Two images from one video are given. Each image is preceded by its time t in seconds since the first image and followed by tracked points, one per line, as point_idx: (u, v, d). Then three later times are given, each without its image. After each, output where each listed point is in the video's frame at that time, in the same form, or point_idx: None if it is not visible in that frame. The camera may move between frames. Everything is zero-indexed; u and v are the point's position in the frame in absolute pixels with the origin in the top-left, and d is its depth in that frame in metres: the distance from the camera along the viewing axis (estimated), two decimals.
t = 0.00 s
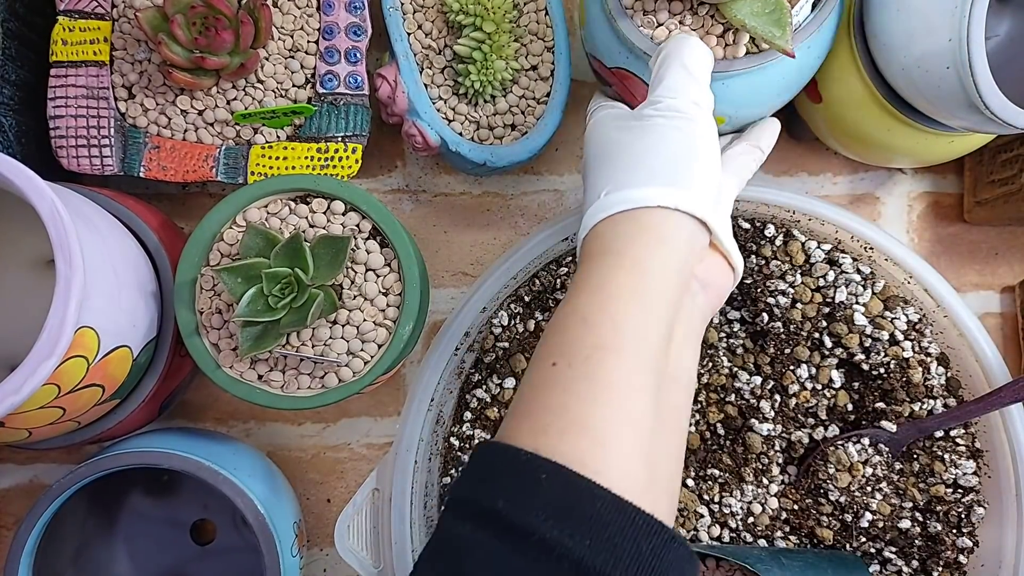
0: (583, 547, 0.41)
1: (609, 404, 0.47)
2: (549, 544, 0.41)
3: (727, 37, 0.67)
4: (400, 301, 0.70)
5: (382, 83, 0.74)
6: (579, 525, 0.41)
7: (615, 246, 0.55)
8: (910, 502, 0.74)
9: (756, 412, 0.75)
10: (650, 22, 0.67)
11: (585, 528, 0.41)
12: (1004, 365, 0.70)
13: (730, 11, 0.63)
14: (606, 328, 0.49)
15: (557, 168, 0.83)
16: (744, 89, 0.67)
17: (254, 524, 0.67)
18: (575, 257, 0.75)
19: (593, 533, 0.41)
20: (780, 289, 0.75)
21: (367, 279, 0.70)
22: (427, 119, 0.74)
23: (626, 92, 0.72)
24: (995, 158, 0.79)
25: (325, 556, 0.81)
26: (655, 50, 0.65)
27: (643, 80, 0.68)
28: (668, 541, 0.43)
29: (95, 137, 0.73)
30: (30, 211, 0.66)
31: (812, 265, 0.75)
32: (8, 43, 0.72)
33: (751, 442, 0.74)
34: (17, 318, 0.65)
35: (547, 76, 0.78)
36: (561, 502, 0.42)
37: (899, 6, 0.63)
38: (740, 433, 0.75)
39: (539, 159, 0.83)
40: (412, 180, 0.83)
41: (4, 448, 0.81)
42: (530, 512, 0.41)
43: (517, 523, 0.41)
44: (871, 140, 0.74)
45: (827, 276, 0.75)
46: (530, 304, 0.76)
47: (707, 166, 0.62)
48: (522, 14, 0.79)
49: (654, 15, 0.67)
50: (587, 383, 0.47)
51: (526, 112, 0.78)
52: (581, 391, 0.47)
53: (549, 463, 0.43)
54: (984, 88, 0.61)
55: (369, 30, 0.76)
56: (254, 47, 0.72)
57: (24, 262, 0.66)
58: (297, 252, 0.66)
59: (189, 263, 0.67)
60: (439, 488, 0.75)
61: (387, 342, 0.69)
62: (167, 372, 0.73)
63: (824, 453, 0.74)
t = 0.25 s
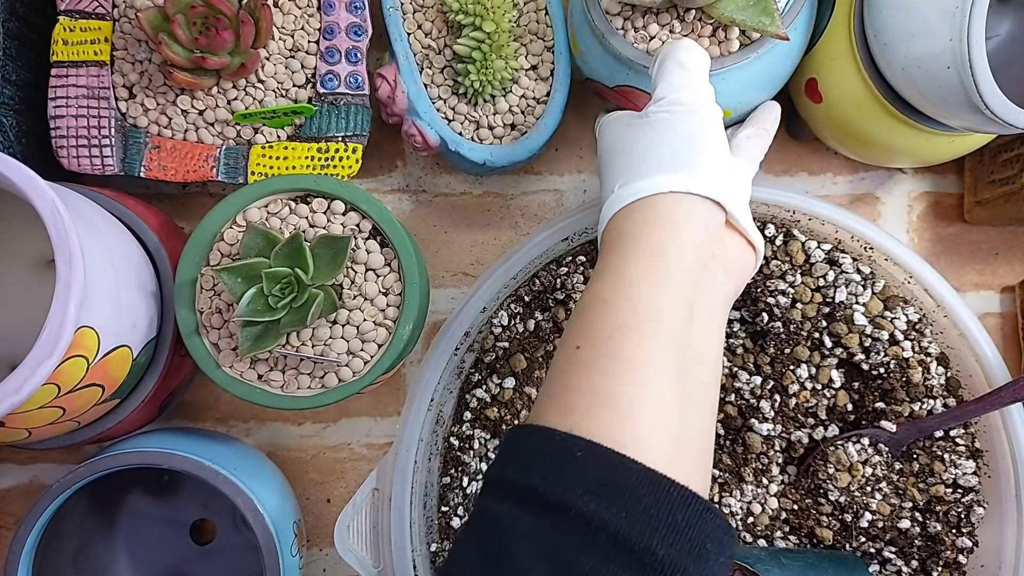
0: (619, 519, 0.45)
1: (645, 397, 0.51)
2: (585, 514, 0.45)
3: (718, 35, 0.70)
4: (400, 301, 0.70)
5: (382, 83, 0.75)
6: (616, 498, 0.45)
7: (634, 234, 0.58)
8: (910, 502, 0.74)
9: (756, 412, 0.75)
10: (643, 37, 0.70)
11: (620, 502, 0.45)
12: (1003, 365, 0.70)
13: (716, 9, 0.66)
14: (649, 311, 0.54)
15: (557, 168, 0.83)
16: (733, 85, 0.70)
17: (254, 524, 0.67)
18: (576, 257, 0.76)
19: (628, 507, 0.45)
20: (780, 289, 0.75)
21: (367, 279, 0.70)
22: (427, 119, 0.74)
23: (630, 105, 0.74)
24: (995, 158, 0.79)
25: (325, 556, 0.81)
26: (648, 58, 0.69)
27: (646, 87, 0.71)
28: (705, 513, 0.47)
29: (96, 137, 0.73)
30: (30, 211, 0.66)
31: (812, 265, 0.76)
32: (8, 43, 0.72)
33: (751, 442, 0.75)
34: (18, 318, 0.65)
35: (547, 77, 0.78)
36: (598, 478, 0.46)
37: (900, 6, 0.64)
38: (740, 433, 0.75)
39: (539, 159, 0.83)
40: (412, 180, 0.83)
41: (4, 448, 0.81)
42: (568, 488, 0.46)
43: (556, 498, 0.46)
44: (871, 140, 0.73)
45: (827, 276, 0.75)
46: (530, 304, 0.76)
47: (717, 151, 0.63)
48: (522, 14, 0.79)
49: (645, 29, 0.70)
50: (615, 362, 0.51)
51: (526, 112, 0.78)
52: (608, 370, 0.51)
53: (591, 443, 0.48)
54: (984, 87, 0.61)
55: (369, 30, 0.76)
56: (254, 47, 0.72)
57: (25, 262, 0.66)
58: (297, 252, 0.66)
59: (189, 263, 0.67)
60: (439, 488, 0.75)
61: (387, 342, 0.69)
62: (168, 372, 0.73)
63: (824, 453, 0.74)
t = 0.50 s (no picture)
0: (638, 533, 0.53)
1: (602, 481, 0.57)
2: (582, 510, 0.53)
3: (726, 59, 0.73)
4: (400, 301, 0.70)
5: (382, 83, 0.75)
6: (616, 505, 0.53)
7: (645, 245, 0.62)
8: (909, 501, 0.74)
9: (755, 412, 0.75)
10: (656, 55, 0.72)
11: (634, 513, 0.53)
12: (1002, 364, 0.70)
13: (734, 38, 0.68)
14: (652, 398, 0.61)
15: (557, 168, 0.84)
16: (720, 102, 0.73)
17: (255, 523, 0.68)
18: (575, 257, 0.76)
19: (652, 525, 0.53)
20: (779, 289, 0.75)
21: (367, 279, 0.71)
22: (427, 119, 0.75)
23: (636, 117, 0.76)
24: (993, 158, 0.80)
25: (325, 555, 0.81)
26: (657, 74, 0.70)
27: (653, 103, 0.73)
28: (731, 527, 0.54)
29: (97, 137, 0.73)
30: (31, 211, 0.66)
31: (811, 265, 0.76)
32: (9, 44, 0.72)
33: (750, 442, 0.75)
34: (19, 318, 0.65)
35: (547, 78, 0.78)
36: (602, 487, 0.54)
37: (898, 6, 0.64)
38: (739, 433, 0.76)
39: (539, 159, 0.84)
40: (412, 180, 0.83)
41: (5, 448, 0.81)
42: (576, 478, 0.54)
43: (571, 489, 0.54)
44: (870, 140, 0.74)
45: (826, 277, 0.75)
46: (530, 304, 0.76)
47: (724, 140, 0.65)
48: (521, 14, 0.79)
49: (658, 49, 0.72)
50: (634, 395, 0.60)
51: (526, 113, 0.78)
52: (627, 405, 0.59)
53: (542, 501, 0.54)
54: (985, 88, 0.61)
55: (370, 31, 0.77)
56: (255, 48, 0.72)
57: (26, 262, 0.66)
58: (298, 252, 0.66)
59: (190, 263, 0.67)
60: (439, 487, 0.75)
61: (388, 342, 0.70)
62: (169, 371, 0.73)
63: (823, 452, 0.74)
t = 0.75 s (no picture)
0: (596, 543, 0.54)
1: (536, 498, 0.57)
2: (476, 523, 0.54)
3: (726, 59, 0.73)
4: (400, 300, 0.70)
5: (382, 84, 0.75)
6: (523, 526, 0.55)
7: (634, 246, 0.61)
8: (909, 501, 0.74)
9: (755, 412, 0.75)
10: (656, 55, 0.72)
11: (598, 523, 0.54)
12: (1002, 365, 0.70)
13: (734, 38, 0.68)
14: (618, 428, 0.58)
15: (557, 168, 0.84)
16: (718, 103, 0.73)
17: (255, 523, 0.68)
18: (575, 257, 0.76)
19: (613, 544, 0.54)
20: (779, 289, 0.75)
21: (367, 279, 0.71)
22: (427, 119, 0.75)
23: (636, 117, 0.76)
24: (993, 159, 0.80)
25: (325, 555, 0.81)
26: (657, 74, 0.70)
27: (653, 103, 0.73)
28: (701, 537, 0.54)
29: (97, 137, 0.73)
30: (32, 211, 0.66)
31: (811, 265, 0.76)
32: (9, 44, 0.72)
33: (750, 442, 0.75)
34: (18, 317, 0.65)
35: (547, 78, 0.78)
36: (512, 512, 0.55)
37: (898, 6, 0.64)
38: (739, 433, 0.76)
39: (539, 159, 0.84)
40: (412, 180, 0.83)
41: (4, 448, 0.81)
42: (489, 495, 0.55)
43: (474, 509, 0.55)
44: (870, 140, 0.74)
45: (826, 277, 0.75)
46: (530, 304, 0.76)
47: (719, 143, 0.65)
48: (521, 14, 0.79)
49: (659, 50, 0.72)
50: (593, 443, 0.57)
51: (526, 113, 0.78)
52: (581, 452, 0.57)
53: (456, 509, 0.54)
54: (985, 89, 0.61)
55: (370, 31, 0.77)
56: (255, 48, 0.72)
57: (26, 261, 0.66)
58: (298, 253, 0.66)
59: (190, 263, 0.67)
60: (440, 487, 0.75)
61: (388, 342, 0.70)
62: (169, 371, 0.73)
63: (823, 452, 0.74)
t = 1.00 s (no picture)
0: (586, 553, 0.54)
1: (492, 486, 0.58)
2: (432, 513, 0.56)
3: (726, 59, 0.73)
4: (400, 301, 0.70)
5: (383, 84, 0.75)
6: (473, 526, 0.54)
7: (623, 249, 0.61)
8: (909, 501, 0.74)
9: (755, 412, 0.75)
10: (656, 55, 0.72)
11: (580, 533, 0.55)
12: (1002, 365, 0.70)
13: (734, 38, 0.68)
14: (584, 436, 0.57)
15: (557, 168, 0.84)
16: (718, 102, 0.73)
17: (255, 523, 0.68)
18: (575, 257, 0.76)
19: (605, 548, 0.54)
20: (779, 289, 0.75)
21: (367, 279, 0.71)
22: (428, 119, 0.75)
23: (636, 117, 0.76)
24: (993, 159, 0.80)
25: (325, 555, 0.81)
26: (657, 74, 0.70)
27: (653, 104, 0.73)
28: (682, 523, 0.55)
29: (97, 137, 0.73)
30: (32, 211, 0.66)
31: (811, 265, 0.76)
32: (9, 44, 0.72)
33: (750, 442, 0.75)
34: (18, 317, 0.65)
35: (546, 78, 0.78)
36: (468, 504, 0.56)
37: (898, 7, 0.64)
38: (739, 433, 0.76)
39: (539, 159, 0.84)
40: (413, 180, 0.83)
41: (4, 448, 0.81)
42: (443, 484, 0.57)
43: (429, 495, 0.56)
44: (870, 141, 0.74)
45: (826, 277, 0.75)
46: (530, 304, 0.76)
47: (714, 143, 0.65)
48: (521, 14, 0.79)
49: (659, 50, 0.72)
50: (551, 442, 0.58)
51: (526, 113, 0.78)
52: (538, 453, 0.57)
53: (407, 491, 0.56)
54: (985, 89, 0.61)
55: (370, 31, 0.77)
56: (255, 48, 0.72)
57: (26, 262, 0.66)
58: (298, 253, 0.66)
59: (190, 263, 0.67)
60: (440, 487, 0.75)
61: (388, 342, 0.70)
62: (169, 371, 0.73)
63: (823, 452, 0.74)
